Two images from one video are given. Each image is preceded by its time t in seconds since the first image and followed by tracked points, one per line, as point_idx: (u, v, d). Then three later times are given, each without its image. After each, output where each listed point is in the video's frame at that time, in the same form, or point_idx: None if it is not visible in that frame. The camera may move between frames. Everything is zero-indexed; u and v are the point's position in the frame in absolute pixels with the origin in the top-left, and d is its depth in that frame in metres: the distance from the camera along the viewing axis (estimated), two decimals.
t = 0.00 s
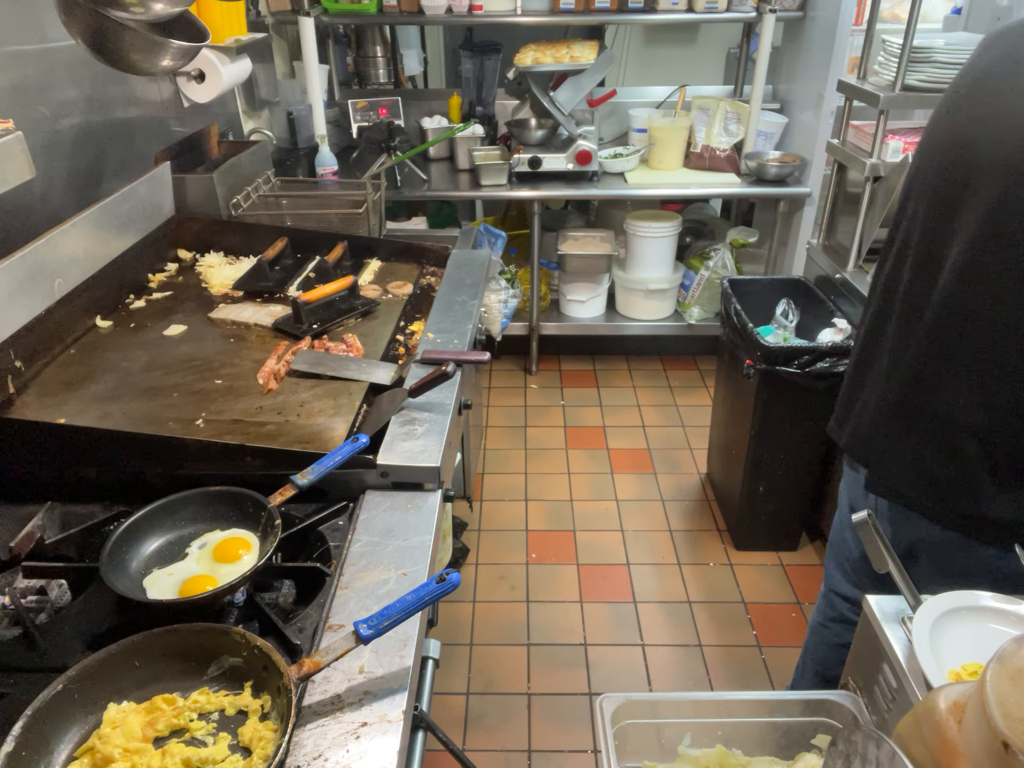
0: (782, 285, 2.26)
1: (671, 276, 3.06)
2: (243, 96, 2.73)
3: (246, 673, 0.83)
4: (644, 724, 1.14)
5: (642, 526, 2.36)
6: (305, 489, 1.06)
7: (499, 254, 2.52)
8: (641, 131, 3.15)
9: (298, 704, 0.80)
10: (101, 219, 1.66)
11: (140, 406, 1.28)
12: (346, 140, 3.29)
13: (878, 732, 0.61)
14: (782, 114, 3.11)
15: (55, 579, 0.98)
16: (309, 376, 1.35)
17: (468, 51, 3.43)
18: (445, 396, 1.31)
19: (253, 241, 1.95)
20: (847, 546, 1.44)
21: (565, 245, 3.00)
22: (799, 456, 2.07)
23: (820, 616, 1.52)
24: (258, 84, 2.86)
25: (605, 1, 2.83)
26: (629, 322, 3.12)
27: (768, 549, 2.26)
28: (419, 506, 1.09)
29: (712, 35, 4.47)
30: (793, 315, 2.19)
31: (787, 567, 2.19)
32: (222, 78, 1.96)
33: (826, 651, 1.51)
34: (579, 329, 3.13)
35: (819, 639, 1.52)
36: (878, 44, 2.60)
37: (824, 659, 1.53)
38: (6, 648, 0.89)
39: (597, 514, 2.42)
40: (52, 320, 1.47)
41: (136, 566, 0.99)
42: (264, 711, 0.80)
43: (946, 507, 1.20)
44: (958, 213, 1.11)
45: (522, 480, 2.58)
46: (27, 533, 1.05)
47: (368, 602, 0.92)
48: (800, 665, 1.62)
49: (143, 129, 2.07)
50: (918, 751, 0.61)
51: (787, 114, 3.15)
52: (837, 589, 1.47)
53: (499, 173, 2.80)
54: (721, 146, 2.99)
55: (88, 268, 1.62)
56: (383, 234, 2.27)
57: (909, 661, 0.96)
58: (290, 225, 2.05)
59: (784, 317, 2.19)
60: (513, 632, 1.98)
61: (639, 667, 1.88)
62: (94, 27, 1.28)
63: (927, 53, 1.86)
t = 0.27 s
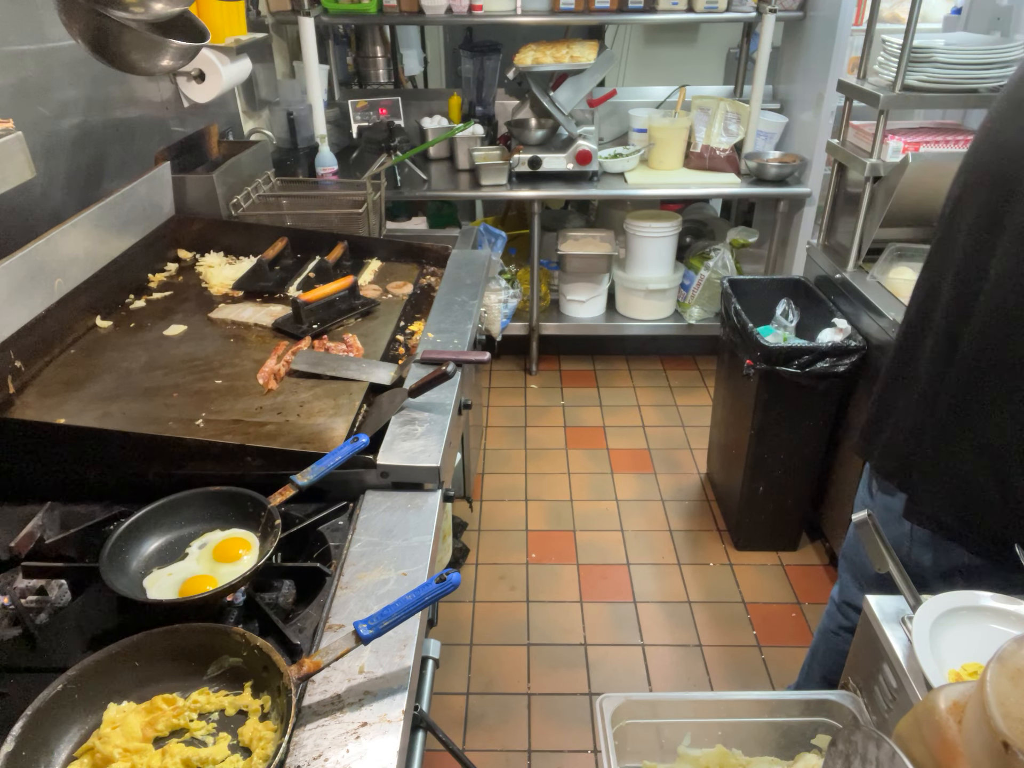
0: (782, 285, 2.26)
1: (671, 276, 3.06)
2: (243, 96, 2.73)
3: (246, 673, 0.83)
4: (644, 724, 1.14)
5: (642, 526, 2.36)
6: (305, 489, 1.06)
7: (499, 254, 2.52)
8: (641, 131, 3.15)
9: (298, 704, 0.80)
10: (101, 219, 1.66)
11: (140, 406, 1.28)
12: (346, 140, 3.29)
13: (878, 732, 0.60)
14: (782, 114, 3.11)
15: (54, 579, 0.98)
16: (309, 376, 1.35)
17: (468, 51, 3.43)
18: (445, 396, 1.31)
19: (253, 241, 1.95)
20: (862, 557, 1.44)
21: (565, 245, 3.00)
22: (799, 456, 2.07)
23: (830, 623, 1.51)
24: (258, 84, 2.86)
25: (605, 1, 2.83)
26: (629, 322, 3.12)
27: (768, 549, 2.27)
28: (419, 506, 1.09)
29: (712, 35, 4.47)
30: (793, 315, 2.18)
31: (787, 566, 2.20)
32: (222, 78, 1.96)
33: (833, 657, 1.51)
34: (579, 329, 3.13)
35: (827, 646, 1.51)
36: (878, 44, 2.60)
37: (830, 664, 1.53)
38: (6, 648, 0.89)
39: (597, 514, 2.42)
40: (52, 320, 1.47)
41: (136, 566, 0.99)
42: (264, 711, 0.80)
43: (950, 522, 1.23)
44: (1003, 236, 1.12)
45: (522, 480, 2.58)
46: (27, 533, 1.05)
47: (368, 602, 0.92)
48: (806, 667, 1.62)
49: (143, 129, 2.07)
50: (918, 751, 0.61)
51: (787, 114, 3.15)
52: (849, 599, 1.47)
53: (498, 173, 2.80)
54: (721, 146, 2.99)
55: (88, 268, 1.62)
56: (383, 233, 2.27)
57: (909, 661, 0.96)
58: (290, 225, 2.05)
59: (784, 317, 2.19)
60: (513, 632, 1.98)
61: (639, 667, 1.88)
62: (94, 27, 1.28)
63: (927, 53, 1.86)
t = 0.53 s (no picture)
0: (782, 285, 2.26)
1: (671, 276, 3.06)
2: (243, 96, 2.73)
3: (246, 673, 0.83)
4: (644, 724, 1.14)
5: (642, 527, 2.36)
6: (305, 489, 1.06)
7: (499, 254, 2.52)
8: (641, 131, 3.15)
9: (298, 704, 0.80)
10: (101, 219, 1.67)
11: (139, 406, 1.28)
12: (346, 140, 3.30)
13: (878, 732, 0.60)
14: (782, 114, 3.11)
15: (55, 579, 0.97)
16: (309, 376, 1.35)
17: (468, 51, 3.43)
18: (445, 396, 1.31)
19: (253, 241, 1.95)
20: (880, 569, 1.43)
21: (565, 245, 3.00)
22: (799, 456, 2.07)
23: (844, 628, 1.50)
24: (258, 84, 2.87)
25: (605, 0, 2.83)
26: (629, 322, 3.12)
27: (768, 549, 2.27)
28: (419, 506, 1.09)
29: (712, 35, 4.47)
30: (793, 315, 2.18)
31: (787, 566, 2.20)
32: (222, 78, 1.96)
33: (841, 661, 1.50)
34: (579, 329, 3.13)
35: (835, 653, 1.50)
36: (878, 43, 2.60)
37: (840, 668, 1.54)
38: (6, 648, 0.89)
39: (597, 514, 2.42)
40: (53, 320, 1.47)
41: (136, 566, 0.99)
42: (264, 711, 0.80)
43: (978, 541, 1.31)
44: None
45: (522, 480, 2.58)
46: (28, 532, 1.05)
47: (368, 602, 0.92)
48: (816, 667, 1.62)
49: (143, 129, 2.07)
50: (918, 751, 0.61)
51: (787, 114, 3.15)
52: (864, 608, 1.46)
53: (498, 173, 2.81)
54: (721, 146, 2.99)
55: (89, 268, 1.62)
56: (383, 233, 2.27)
57: (909, 661, 0.96)
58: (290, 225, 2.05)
59: (784, 317, 2.19)
60: (513, 631, 1.98)
61: (639, 667, 1.88)
62: (93, 27, 1.28)
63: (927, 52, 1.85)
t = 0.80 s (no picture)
0: (782, 285, 2.26)
1: (671, 276, 3.06)
2: (243, 97, 2.73)
3: (246, 673, 0.83)
4: (643, 724, 1.14)
5: (643, 526, 2.36)
6: (305, 489, 1.06)
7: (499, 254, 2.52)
8: (641, 131, 3.15)
9: (298, 704, 0.80)
10: (101, 219, 1.67)
11: (140, 406, 1.28)
12: (346, 140, 3.30)
13: (878, 732, 0.60)
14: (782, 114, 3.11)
15: (55, 578, 0.98)
16: (309, 376, 1.35)
17: (468, 52, 3.43)
18: (445, 396, 1.31)
19: (253, 241, 1.95)
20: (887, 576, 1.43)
21: (565, 245, 3.00)
22: (799, 456, 2.08)
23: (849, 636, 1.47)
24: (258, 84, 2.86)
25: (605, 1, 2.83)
26: (629, 322, 3.12)
27: (768, 549, 2.27)
28: (419, 505, 1.09)
29: (712, 35, 4.48)
30: (793, 315, 2.18)
31: (787, 567, 2.20)
32: (222, 78, 1.96)
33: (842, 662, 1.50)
34: (579, 329, 3.13)
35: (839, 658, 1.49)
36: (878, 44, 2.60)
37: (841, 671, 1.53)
38: (6, 648, 0.89)
39: (597, 514, 2.42)
40: (53, 320, 1.47)
41: (136, 566, 0.99)
42: (264, 711, 0.80)
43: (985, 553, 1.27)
44: None
45: (522, 480, 2.58)
46: (28, 532, 1.05)
47: (368, 602, 0.92)
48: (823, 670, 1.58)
49: (143, 129, 2.07)
50: (918, 751, 0.61)
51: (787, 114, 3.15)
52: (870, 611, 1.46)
53: (499, 173, 2.81)
54: (721, 146, 2.99)
55: (89, 268, 1.62)
56: (383, 233, 2.27)
57: (909, 661, 0.96)
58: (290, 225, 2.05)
59: (784, 318, 2.19)
60: (513, 632, 1.98)
61: (639, 668, 1.88)
62: (93, 27, 1.28)
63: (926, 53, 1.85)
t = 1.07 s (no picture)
0: (782, 285, 2.26)
1: (671, 276, 3.06)
2: (243, 96, 2.73)
3: (246, 673, 0.83)
4: (643, 724, 1.14)
5: (643, 526, 2.36)
6: (306, 489, 1.06)
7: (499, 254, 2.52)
8: (641, 131, 3.15)
9: (298, 704, 0.80)
10: (101, 219, 1.67)
11: (140, 406, 1.28)
12: (345, 140, 3.29)
13: (878, 732, 0.60)
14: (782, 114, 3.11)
15: (55, 578, 0.98)
16: (309, 376, 1.35)
17: (468, 52, 3.43)
18: (445, 396, 1.31)
19: (253, 241, 1.95)
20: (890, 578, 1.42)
21: (565, 245, 3.00)
22: (799, 456, 2.08)
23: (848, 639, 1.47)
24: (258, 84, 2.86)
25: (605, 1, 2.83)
26: (629, 322, 3.12)
27: (769, 549, 2.26)
28: (419, 506, 1.10)
29: (713, 36, 4.48)
30: (793, 315, 2.18)
31: (787, 566, 2.20)
32: (222, 78, 1.96)
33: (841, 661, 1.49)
34: (579, 329, 3.13)
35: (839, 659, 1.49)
36: (879, 44, 2.60)
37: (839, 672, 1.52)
38: (6, 648, 0.89)
39: (597, 514, 2.42)
40: (52, 320, 1.47)
41: (136, 566, 0.99)
42: (264, 711, 0.80)
43: (988, 556, 1.27)
44: None
45: (522, 480, 2.58)
46: (27, 533, 1.06)
47: (368, 602, 0.92)
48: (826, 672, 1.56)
49: (143, 130, 2.07)
50: (919, 751, 0.61)
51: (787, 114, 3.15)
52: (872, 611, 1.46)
53: (499, 173, 2.81)
54: (721, 146, 2.99)
55: (89, 268, 1.62)
56: (383, 233, 2.27)
57: (909, 661, 0.96)
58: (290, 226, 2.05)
59: (784, 317, 2.19)
60: (513, 632, 1.98)
61: (639, 668, 1.88)
62: (93, 27, 1.28)
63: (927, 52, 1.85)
